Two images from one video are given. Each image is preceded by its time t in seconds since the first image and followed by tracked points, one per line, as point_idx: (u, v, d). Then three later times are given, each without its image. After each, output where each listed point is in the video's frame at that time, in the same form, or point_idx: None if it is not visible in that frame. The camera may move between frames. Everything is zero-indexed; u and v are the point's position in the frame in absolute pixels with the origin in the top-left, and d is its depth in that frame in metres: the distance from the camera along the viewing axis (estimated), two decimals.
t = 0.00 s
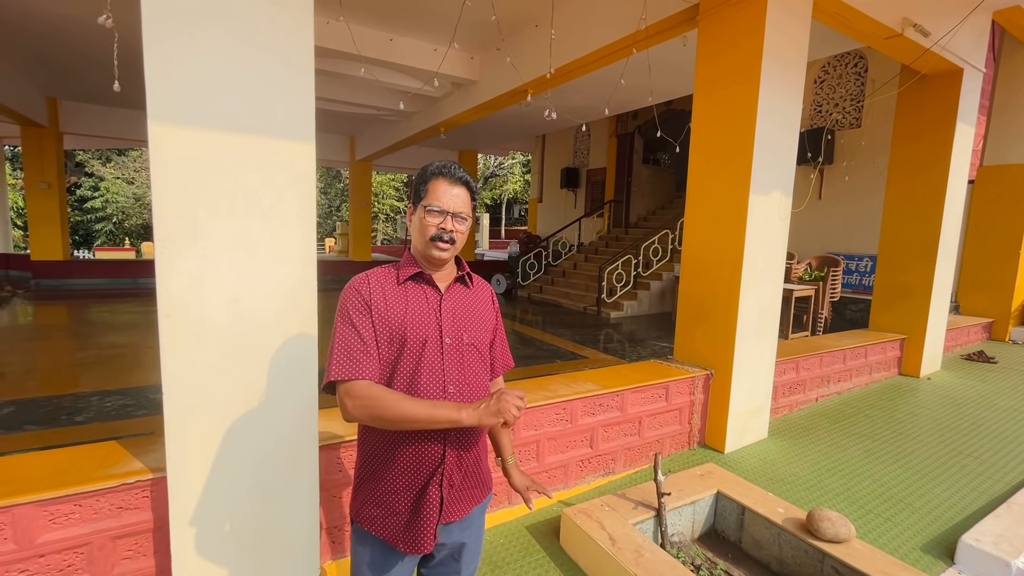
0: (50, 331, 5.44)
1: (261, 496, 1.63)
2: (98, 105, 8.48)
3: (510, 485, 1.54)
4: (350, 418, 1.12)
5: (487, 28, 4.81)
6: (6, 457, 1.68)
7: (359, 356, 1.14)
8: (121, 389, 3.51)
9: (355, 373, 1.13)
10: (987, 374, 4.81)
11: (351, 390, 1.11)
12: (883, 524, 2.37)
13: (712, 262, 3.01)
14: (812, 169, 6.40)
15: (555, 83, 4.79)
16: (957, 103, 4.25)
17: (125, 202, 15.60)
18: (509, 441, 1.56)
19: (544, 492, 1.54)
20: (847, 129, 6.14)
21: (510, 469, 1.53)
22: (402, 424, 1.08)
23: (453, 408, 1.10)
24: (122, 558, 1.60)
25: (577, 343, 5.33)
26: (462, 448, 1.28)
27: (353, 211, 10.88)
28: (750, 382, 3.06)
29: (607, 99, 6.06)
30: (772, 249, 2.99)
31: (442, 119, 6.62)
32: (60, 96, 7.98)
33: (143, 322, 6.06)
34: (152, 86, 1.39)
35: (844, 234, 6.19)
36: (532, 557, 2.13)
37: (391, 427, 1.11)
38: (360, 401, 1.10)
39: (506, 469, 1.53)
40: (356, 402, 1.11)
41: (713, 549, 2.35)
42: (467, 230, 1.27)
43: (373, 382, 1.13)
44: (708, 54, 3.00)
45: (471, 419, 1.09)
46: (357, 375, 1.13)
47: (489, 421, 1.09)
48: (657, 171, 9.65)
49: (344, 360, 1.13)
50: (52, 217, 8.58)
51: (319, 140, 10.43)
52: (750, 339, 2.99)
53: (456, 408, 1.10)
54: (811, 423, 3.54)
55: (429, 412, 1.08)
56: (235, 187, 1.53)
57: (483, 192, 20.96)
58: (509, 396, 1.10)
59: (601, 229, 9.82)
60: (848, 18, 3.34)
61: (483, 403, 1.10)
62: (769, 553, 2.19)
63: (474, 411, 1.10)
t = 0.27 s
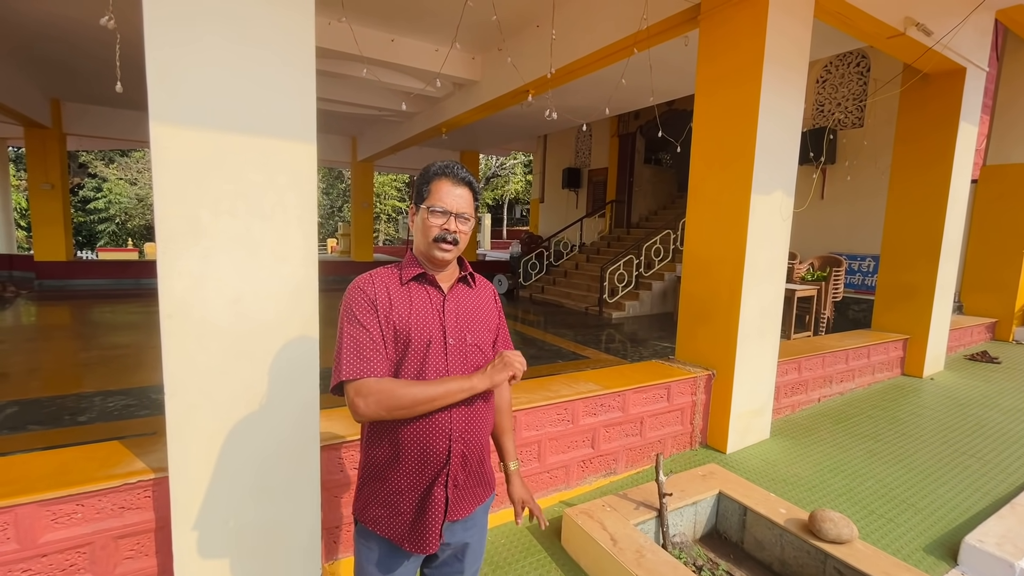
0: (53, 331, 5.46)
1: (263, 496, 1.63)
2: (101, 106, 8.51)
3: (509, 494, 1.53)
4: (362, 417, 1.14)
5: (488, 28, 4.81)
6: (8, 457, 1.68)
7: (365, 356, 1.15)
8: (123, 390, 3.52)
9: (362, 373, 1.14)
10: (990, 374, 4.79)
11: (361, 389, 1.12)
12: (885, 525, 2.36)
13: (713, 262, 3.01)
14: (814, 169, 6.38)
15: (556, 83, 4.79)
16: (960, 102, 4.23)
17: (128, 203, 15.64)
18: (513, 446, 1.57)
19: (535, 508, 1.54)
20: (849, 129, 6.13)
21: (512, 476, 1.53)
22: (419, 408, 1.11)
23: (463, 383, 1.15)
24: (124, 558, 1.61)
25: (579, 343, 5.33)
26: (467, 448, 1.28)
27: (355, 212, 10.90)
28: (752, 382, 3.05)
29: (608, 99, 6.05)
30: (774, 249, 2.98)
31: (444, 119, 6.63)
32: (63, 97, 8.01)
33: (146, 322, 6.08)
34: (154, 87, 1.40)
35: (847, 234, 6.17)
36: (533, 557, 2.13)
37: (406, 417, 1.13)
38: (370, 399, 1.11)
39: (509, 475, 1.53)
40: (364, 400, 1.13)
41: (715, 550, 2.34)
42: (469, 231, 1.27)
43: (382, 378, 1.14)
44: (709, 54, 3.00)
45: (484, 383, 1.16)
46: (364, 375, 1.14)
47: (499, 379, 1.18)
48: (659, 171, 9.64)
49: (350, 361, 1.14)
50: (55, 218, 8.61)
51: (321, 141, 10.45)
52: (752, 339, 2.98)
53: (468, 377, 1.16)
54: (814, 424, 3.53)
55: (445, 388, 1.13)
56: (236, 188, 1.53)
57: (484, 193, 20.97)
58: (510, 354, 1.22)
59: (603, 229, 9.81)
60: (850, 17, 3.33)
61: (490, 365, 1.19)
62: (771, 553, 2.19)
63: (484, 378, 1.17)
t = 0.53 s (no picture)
0: (57, 331, 5.47)
1: (263, 495, 1.64)
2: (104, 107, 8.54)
3: (506, 498, 1.52)
4: (358, 417, 1.14)
5: (490, 29, 4.81)
6: (11, 457, 1.69)
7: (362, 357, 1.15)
8: (126, 390, 3.53)
9: (358, 373, 1.14)
10: (994, 374, 4.77)
11: (357, 389, 1.13)
12: (888, 526, 2.35)
13: (715, 262, 3.00)
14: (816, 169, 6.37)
15: (558, 83, 4.79)
16: (963, 101, 4.22)
17: (131, 203, 15.70)
18: (516, 448, 1.57)
19: (530, 516, 1.53)
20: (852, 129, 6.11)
21: (513, 479, 1.52)
22: (415, 404, 1.12)
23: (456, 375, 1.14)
24: (126, 558, 1.61)
25: (581, 343, 5.32)
26: (465, 449, 1.27)
27: (357, 212, 10.91)
28: (754, 383, 3.04)
29: (610, 99, 6.05)
30: (776, 250, 2.98)
31: (445, 119, 6.63)
32: (67, 98, 8.04)
33: (148, 322, 6.09)
34: (156, 89, 1.40)
35: (849, 234, 6.15)
36: (534, 557, 2.13)
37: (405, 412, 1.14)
38: (367, 399, 1.12)
39: (510, 478, 1.52)
40: (361, 400, 1.13)
41: (717, 550, 2.34)
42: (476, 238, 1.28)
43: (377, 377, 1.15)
44: (711, 53, 2.99)
45: (477, 372, 1.15)
46: (359, 375, 1.14)
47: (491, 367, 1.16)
48: (661, 172, 9.63)
49: (346, 362, 1.14)
50: (58, 219, 8.64)
51: (323, 141, 10.46)
52: (754, 340, 2.98)
53: (460, 369, 1.15)
54: (816, 424, 3.52)
55: (438, 382, 1.12)
56: (238, 188, 1.54)
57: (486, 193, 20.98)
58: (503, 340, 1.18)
59: (605, 229, 9.80)
60: (852, 16, 3.32)
61: (481, 355, 1.16)
62: (773, 554, 2.18)
63: (477, 368, 1.15)
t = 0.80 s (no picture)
0: (60, 331, 5.49)
1: (266, 495, 1.64)
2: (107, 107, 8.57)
3: (510, 498, 1.53)
4: (359, 421, 1.13)
5: (491, 29, 4.81)
6: (14, 456, 1.70)
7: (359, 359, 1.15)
8: (129, 390, 3.54)
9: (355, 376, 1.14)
10: (998, 375, 4.74)
11: (356, 393, 1.12)
12: (890, 528, 2.34)
13: (717, 263, 2.99)
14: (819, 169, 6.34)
15: (560, 83, 4.78)
16: (967, 101, 4.20)
17: (134, 204, 15.75)
18: (518, 450, 1.56)
19: (535, 514, 1.54)
20: (855, 128, 6.10)
21: (516, 479, 1.52)
22: (419, 407, 1.12)
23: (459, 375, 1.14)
24: (129, 557, 1.62)
25: (583, 344, 5.32)
26: (462, 452, 1.27)
27: (360, 212, 10.92)
28: (756, 383, 3.04)
29: (612, 100, 6.05)
30: (778, 250, 2.97)
31: (447, 120, 6.64)
32: (70, 99, 8.07)
33: (151, 323, 6.10)
34: (159, 90, 1.41)
35: (852, 234, 6.13)
36: (535, 558, 2.13)
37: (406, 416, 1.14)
38: (365, 402, 1.12)
39: (513, 479, 1.52)
40: (359, 403, 1.13)
41: (719, 551, 2.33)
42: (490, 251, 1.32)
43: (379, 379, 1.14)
44: (713, 53, 2.99)
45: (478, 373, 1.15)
46: (356, 378, 1.13)
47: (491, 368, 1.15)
48: (664, 172, 9.63)
49: (342, 364, 1.13)
50: (62, 219, 8.67)
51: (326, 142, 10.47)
52: (757, 340, 2.97)
53: (462, 371, 1.14)
54: (819, 425, 3.51)
55: (438, 386, 1.12)
56: (240, 189, 1.54)
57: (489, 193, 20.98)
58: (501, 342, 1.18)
59: (607, 229, 9.79)
60: (855, 16, 3.31)
61: (481, 356, 1.16)
62: (775, 555, 2.18)
63: (477, 369, 1.15)
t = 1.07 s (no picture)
0: (64, 331, 5.51)
1: (267, 495, 1.65)
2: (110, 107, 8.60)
3: (498, 495, 1.52)
4: (345, 426, 1.10)
5: (493, 29, 4.81)
6: (16, 455, 1.70)
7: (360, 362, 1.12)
8: (132, 389, 3.55)
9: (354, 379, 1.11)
10: (1002, 376, 4.72)
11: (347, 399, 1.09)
12: (893, 529, 2.33)
13: (719, 263, 2.99)
14: (821, 168, 6.33)
15: (561, 83, 4.78)
16: (970, 100, 4.18)
17: (137, 204, 15.80)
18: (503, 448, 1.57)
19: (524, 511, 1.52)
20: (858, 128, 6.08)
21: (502, 477, 1.52)
22: (402, 431, 1.06)
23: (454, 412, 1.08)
24: (131, 556, 1.62)
25: (585, 344, 5.31)
26: (462, 453, 1.28)
27: (362, 212, 10.94)
28: (758, 384, 3.03)
29: (614, 99, 6.04)
30: (780, 250, 2.96)
31: (449, 120, 6.64)
32: (74, 99, 8.10)
33: (154, 322, 6.12)
34: (160, 90, 1.41)
35: (855, 234, 6.11)
36: (536, 558, 2.13)
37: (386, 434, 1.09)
38: (357, 410, 1.08)
39: (499, 476, 1.52)
40: (352, 411, 1.09)
41: (720, 552, 2.33)
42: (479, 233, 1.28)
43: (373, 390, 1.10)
44: (715, 52, 2.98)
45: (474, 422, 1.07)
46: (356, 381, 1.10)
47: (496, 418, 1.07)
48: (666, 171, 9.61)
49: (342, 367, 1.10)
50: (65, 218, 8.70)
51: (328, 142, 10.48)
52: (759, 340, 2.96)
53: (457, 411, 1.08)
54: (821, 426, 3.50)
55: (428, 418, 1.05)
56: (241, 188, 1.54)
57: (491, 193, 20.98)
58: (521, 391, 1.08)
59: (609, 229, 9.78)
60: (857, 15, 3.29)
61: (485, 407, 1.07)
62: (777, 556, 2.17)
63: (476, 413, 1.07)
